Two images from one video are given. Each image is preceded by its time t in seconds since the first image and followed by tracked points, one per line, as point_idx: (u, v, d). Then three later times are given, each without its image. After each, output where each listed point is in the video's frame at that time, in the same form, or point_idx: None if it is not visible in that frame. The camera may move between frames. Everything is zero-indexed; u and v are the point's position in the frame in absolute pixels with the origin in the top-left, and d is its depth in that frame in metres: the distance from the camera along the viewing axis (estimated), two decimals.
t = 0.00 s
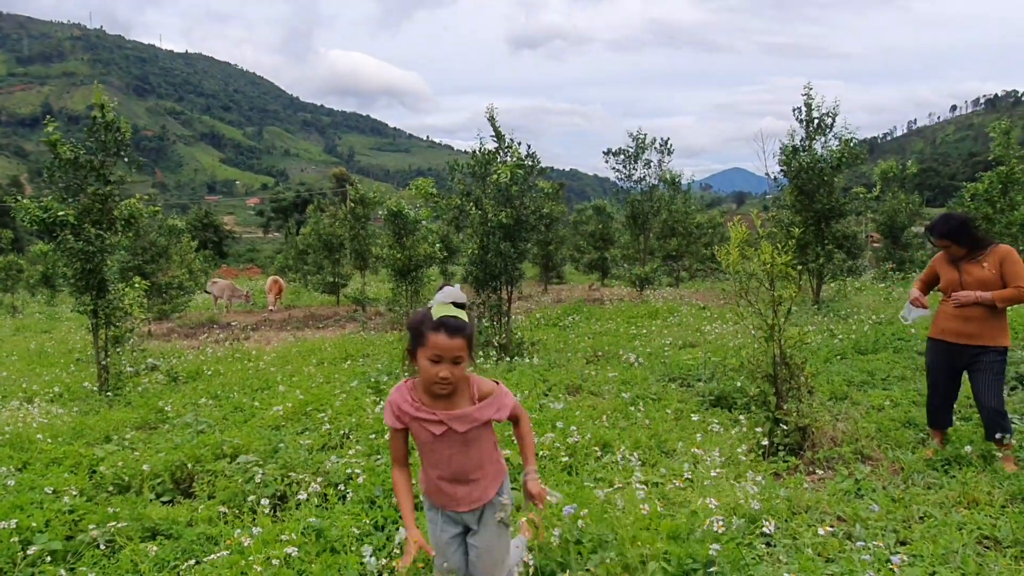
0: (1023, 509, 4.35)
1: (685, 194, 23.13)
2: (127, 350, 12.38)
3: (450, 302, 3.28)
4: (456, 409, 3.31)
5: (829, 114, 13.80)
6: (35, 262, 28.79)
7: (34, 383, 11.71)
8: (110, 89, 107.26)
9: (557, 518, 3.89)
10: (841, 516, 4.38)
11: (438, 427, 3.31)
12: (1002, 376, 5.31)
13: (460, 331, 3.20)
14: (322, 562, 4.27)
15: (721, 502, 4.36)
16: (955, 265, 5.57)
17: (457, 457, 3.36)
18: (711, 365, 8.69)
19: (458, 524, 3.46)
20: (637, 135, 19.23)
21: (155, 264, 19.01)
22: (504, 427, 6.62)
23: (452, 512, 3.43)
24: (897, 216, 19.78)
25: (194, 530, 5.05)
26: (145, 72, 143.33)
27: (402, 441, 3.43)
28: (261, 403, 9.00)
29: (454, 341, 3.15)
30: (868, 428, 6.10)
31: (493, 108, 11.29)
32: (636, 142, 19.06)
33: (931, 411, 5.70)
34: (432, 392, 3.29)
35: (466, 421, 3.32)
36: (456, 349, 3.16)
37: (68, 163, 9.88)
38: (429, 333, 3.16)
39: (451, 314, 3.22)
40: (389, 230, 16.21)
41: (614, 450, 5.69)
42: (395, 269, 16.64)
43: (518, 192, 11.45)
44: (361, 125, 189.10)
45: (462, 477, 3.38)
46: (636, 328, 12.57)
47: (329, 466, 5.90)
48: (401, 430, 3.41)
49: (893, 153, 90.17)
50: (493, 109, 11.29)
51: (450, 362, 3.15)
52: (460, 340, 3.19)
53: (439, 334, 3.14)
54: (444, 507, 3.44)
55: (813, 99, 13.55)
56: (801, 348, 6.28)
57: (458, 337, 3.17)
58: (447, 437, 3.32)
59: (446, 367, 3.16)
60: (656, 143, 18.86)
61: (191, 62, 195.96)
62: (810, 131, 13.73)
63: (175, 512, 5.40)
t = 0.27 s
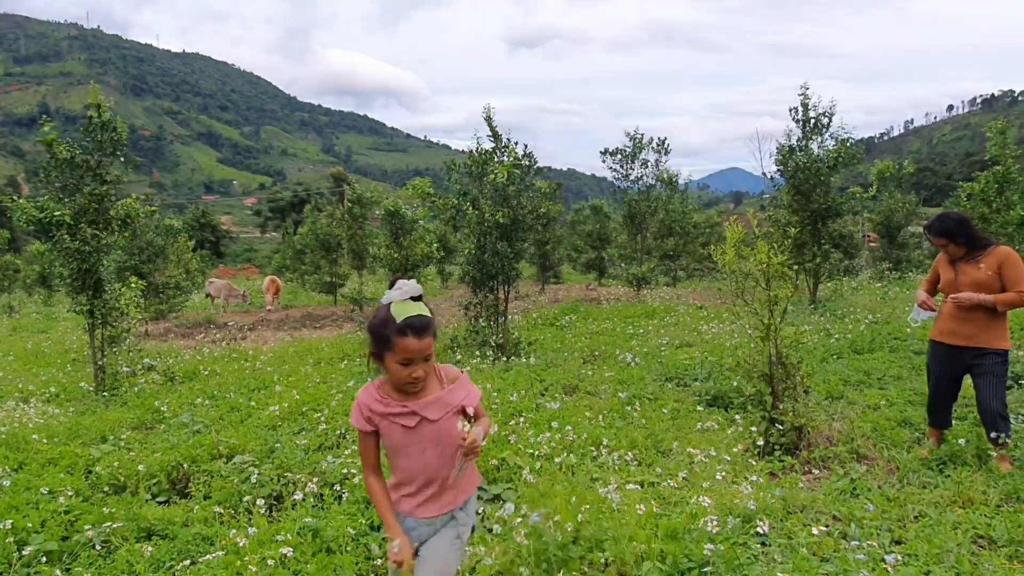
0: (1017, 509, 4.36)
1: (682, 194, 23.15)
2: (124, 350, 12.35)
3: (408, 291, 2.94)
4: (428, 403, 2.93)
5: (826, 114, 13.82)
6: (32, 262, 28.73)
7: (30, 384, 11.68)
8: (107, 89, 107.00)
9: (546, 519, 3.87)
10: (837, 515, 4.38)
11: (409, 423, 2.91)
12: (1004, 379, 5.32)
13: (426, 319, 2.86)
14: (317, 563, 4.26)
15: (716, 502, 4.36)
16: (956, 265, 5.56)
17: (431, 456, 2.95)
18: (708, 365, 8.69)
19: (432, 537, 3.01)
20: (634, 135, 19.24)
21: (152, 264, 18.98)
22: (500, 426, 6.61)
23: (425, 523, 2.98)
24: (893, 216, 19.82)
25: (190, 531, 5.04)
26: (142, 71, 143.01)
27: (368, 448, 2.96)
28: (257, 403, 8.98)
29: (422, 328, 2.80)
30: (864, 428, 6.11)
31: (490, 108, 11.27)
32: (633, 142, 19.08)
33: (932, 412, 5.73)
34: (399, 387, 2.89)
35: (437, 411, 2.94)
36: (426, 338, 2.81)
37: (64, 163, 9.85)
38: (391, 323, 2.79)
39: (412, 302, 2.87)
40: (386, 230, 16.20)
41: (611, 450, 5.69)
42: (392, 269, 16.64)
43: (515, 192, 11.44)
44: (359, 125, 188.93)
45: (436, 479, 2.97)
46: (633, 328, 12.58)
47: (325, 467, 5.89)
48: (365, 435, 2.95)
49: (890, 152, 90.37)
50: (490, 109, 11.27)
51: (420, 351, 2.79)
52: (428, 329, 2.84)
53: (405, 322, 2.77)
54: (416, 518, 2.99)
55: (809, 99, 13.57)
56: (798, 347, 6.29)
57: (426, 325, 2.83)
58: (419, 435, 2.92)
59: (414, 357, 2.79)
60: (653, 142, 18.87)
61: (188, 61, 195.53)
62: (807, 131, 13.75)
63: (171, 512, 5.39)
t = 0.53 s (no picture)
0: (1013, 507, 4.38)
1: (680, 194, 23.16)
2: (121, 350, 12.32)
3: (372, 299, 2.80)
4: (368, 421, 2.73)
5: (823, 114, 13.85)
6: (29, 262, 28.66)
7: (27, 383, 11.67)
8: (104, 88, 106.76)
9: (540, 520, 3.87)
10: (833, 514, 4.39)
11: (345, 437, 2.74)
12: (997, 377, 5.32)
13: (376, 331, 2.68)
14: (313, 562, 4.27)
15: (712, 501, 4.37)
16: (949, 264, 5.57)
17: (364, 480, 2.72)
18: (705, 364, 8.71)
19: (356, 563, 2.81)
20: (632, 134, 19.25)
21: (149, 264, 18.95)
22: (498, 426, 6.60)
23: (349, 548, 2.79)
24: (891, 216, 19.84)
25: (188, 530, 5.04)
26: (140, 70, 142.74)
27: (316, 450, 2.92)
28: (255, 403, 8.97)
29: (366, 339, 2.63)
30: (861, 427, 6.13)
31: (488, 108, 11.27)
32: (631, 142, 19.10)
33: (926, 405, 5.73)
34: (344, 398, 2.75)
35: (375, 433, 2.70)
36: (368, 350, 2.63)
37: (61, 163, 9.84)
38: (340, 326, 2.69)
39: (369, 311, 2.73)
40: (384, 229, 16.20)
41: (608, 449, 5.71)
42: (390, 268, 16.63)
43: (513, 192, 11.45)
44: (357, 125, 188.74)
45: (368, 507, 2.74)
46: (631, 328, 12.60)
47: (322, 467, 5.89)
48: (316, 437, 2.91)
49: (887, 152, 90.51)
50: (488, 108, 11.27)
51: (356, 363, 2.62)
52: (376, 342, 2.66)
53: (350, 328, 2.65)
54: (343, 540, 2.82)
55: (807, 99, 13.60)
56: (794, 347, 6.31)
57: (373, 336, 2.64)
58: (352, 453, 2.73)
59: (351, 368, 2.63)
60: (651, 142, 18.89)
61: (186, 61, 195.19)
62: (804, 130, 13.77)
63: (168, 512, 5.39)
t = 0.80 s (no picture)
0: (1007, 506, 4.39)
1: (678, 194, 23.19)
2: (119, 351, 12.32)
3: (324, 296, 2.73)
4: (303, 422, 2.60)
5: (820, 114, 13.88)
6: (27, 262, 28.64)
7: (25, 384, 11.66)
8: (102, 88, 106.65)
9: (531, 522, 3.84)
10: (828, 513, 4.40)
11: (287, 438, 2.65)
12: (984, 372, 5.31)
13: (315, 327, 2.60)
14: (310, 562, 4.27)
15: (707, 501, 4.38)
16: (934, 263, 5.59)
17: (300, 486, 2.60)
18: (703, 364, 8.72)
19: (292, 572, 2.67)
20: (630, 134, 19.27)
21: (147, 264, 18.94)
22: (495, 426, 6.61)
23: (288, 555, 2.66)
24: (888, 216, 19.87)
25: (186, 531, 5.05)
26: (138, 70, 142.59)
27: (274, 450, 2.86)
28: (253, 403, 8.98)
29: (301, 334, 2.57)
30: (857, 426, 6.15)
31: (485, 108, 11.27)
32: (629, 142, 19.12)
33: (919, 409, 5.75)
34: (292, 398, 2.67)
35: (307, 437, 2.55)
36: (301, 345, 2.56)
37: (59, 163, 9.83)
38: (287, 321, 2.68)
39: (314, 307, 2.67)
40: (382, 229, 16.20)
41: (605, 449, 5.72)
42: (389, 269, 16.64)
43: (511, 192, 11.46)
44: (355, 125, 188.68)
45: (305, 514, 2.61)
46: (629, 328, 12.62)
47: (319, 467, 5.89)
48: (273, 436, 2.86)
49: (885, 152, 90.65)
50: (485, 109, 11.28)
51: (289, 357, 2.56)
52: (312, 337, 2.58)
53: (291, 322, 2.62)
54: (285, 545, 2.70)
55: (804, 99, 13.62)
56: (790, 347, 6.33)
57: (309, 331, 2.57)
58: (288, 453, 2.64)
59: (286, 362, 2.58)
60: (650, 142, 18.91)
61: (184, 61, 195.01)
62: (802, 131, 13.79)
63: (166, 513, 5.39)
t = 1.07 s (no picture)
0: (1005, 505, 4.39)
1: (678, 193, 23.19)
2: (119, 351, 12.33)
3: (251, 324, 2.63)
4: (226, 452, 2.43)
5: (820, 114, 13.88)
6: (27, 262, 28.65)
7: (26, 384, 11.69)
8: (103, 89, 106.76)
9: (528, 521, 3.86)
10: (826, 512, 4.41)
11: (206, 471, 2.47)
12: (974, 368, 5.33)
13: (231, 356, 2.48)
14: (308, 560, 4.28)
15: (706, 499, 4.39)
16: (917, 263, 5.61)
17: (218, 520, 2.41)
18: (703, 364, 8.74)
19: None
20: (630, 134, 19.29)
21: (148, 264, 18.97)
22: (495, 426, 6.61)
23: None
24: (889, 215, 19.85)
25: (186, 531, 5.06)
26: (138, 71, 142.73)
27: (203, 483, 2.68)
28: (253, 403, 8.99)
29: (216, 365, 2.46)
30: (856, 426, 6.16)
31: (485, 108, 11.29)
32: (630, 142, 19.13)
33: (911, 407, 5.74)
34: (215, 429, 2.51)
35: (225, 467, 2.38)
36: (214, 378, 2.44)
37: (59, 164, 9.85)
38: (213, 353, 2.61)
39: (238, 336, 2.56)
40: (383, 229, 16.21)
41: (604, 448, 5.73)
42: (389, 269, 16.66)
43: (511, 192, 11.47)
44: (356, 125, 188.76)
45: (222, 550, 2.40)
46: (629, 327, 12.63)
47: (319, 467, 5.90)
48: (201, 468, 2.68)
49: (886, 152, 90.63)
50: (485, 109, 11.29)
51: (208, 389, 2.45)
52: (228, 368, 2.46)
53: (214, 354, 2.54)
54: None
55: (804, 99, 13.63)
56: (789, 346, 6.35)
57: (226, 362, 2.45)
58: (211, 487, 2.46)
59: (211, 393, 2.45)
60: (650, 142, 18.91)
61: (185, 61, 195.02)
62: (802, 130, 13.79)
63: (166, 513, 5.40)
